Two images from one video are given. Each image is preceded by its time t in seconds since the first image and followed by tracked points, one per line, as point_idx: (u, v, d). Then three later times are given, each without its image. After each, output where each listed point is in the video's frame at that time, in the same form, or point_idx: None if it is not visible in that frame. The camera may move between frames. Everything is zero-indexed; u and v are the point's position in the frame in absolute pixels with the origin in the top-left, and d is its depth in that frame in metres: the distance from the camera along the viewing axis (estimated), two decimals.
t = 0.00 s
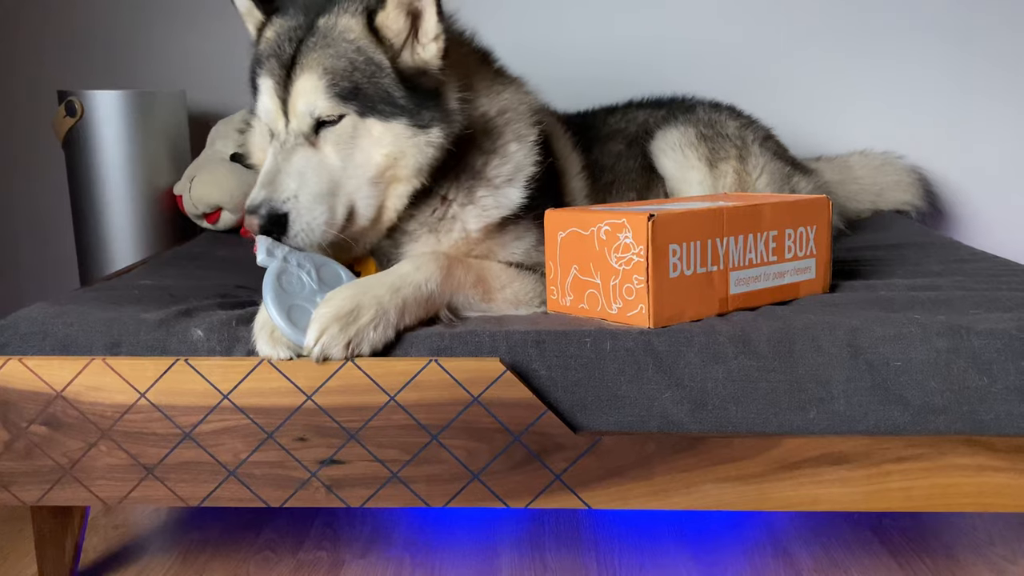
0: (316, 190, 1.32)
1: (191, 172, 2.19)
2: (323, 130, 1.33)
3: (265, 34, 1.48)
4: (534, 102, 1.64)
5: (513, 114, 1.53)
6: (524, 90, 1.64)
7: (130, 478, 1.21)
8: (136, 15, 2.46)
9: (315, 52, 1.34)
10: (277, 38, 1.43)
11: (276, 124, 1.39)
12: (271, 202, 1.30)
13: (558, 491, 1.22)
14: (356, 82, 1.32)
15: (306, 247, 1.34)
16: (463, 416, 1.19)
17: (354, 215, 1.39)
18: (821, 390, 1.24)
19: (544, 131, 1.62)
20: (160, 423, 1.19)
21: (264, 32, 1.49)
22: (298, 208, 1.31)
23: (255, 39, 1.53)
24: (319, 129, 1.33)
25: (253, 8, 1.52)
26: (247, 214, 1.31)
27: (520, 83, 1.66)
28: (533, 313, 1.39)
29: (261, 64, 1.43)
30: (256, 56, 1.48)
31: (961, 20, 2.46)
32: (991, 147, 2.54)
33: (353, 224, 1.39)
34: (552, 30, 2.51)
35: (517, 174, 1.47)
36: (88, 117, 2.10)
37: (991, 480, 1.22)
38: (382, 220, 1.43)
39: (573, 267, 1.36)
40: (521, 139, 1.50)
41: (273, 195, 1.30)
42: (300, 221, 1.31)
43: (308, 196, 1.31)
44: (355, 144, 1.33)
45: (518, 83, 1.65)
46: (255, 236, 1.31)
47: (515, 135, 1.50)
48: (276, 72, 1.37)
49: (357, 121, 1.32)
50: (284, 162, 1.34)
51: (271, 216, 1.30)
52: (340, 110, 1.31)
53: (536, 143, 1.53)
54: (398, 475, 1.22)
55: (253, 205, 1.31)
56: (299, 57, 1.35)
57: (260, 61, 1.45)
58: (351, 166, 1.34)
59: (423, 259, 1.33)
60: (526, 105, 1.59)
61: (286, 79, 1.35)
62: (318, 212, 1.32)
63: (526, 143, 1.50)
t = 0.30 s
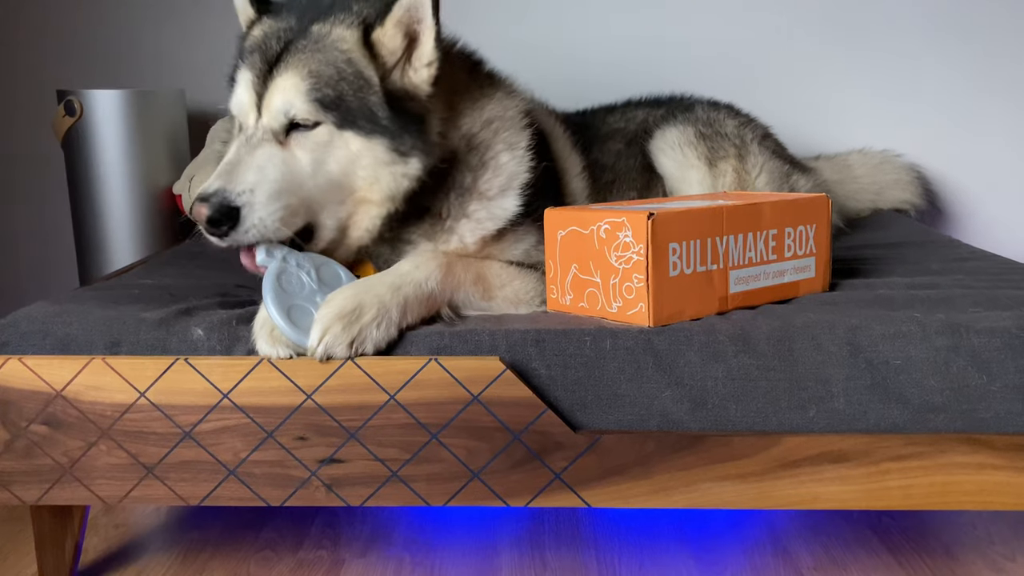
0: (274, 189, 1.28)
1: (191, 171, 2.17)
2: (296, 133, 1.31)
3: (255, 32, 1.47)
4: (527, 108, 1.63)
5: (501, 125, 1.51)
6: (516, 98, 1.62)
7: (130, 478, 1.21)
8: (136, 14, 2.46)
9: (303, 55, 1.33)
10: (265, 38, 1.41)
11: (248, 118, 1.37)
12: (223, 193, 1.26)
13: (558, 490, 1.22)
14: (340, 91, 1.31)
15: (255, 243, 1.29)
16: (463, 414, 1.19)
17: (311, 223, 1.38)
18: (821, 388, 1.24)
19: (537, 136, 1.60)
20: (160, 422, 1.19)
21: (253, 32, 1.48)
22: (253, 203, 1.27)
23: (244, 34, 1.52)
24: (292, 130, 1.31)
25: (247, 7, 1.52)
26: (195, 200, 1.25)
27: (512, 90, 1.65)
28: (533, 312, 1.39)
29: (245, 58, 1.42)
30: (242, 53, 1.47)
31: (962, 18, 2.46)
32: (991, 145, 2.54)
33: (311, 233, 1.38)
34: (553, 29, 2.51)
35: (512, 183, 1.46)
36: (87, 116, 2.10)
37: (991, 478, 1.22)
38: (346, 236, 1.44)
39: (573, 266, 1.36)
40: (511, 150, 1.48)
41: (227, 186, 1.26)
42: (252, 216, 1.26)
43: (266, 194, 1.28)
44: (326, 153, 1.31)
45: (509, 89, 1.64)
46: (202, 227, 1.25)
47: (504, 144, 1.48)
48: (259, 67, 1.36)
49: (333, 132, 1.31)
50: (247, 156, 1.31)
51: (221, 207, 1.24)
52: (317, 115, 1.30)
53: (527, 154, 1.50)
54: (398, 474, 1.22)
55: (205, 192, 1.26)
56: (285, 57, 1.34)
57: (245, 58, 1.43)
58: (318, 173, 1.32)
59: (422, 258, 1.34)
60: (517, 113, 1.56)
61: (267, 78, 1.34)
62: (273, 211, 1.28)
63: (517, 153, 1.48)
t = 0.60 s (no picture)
0: (266, 218, 1.28)
1: (191, 171, 2.16)
2: (289, 160, 1.30)
3: (247, 47, 1.45)
4: (527, 111, 1.61)
5: (497, 135, 1.47)
6: (513, 100, 1.59)
7: (131, 477, 1.21)
8: (136, 14, 2.46)
9: (299, 80, 1.31)
10: (258, 57, 1.39)
11: (239, 141, 1.35)
12: (214, 225, 1.25)
13: (559, 489, 1.22)
14: (335, 120, 1.29)
15: (243, 270, 1.29)
16: (463, 413, 1.19)
17: (302, 246, 1.38)
18: (821, 386, 1.24)
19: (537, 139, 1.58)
20: (161, 421, 1.18)
21: (246, 46, 1.45)
22: (244, 233, 1.26)
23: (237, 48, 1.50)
24: (284, 158, 1.30)
25: (241, 19, 1.50)
26: (185, 232, 1.24)
27: (509, 93, 1.63)
28: (533, 310, 1.39)
29: (237, 76, 1.40)
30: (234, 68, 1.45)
31: (963, 16, 2.45)
32: (991, 144, 2.54)
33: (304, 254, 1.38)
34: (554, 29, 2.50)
35: (512, 195, 1.44)
36: (88, 116, 2.10)
37: (991, 476, 1.22)
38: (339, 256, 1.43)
39: (573, 265, 1.36)
40: (510, 162, 1.45)
41: (218, 217, 1.25)
42: (243, 246, 1.26)
43: (257, 223, 1.27)
44: (319, 182, 1.30)
45: (507, 91, 1.62)
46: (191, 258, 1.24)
47: (502, 154, 1.45)
48: (252, 88, 1.34)
49: (327, 160, 1.30)
50: (238, 184, 1.29)
51: (210, 240, 1.23)
52: (311, 144, 1.28)
53: (528, 164, 1.48)
54: (399, 472, 1.21)
55: (195, 222, 1.25)
56: (280, 81, 1.32)
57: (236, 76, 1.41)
58: (311, 200, 1.31)
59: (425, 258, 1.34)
60: (516, 119, 1.53)
61: (260, 101, 1.32)
62: (264, 240, 1.28)
63: (517, 165, 1.46)
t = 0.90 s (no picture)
0: (264, 241, 1.26)
1: (191, 168, 2.15)
2: (292, 187, 1.28)
3: (255, 59, 1.42)
4: (524, 113, 1.61)
5: (492, 144, 1.47)
6: (509, 103, 1.59)
7: (131, 476, 1.20)
8: (135, 13, 2.46)
9: (310, 109, 1.29)
10: (267, 74, 1.36)
11: (241, 158, 1.31)
12: (211, 246, 1.21)
13: (559, 486, 1.22)
14: (344, 153, 1.28)
15: (229, 289, 1.26)
16: (463, 411, 1.19)
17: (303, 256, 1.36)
18: (821, 384, 1.24)
19: (535, 141, 1.58)
20: (161, 420, 1.18)
21: (253, 59, 1.42)
22: (242, 256, 1.23)
23: (240, 57, 1.47)
24: (287, 184, 1.28)
25: (247, 28, 1.47)
26: (181, 250, 1.20)
27: (504, 93, 1.62)
28: (533, 309, 1.39)
29: (242, 90, 1.36)
30: (238, 78, 1.41)
31: (962, 14, 2.45)
32: (991, 141, 2.54)
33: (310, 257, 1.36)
34: (554, 27, 2.50)
35: (512, 199, 1.44)
36: (88, 115, 2.10)
37: (991, 473, 1.22)
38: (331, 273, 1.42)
39: (573, 263, 1.36)
40: (509, 168, 1.46)
41: (216, 238, 1.22)
42: (239, 269, 1.24)
43: (255, 246, 1.25)
44: (320, 211, 1.30)
45: (501, 92, 1.61)
46: (185, 277, 1.21)
47: (505, 162, 1.46)
48: (261, 109, 1.30)
49: (330, 191, 1.28)
50: (238, 205, 1.26)
51: (207, 262, 1.20)
52: (316, 174, 1.27)
53: (526, 168, 1.48)
54: (399, 470, 1.21)
55: (191, 241, 1.21)
56: (290, 106, 1.29)
57: (242, 88, 1.37)
58: (307, 225, 1.30)
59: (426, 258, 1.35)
60: (512, 123, 1.53)
61: (268, 125, 1.28)
62: (259, 262, 1.26)
63: (515, 171, 1.46)
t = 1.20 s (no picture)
0: (294, 235, 1.26)
1: (191, 168, 2.14)
2: (313, 178, 1.28)
3: (256, 54, 1.40)
4: (526, 113, 1.61)
5: (495, 134, 1.47)
6: (513, 101, 1.59)
7: (131, 475, 1.20)
8: (135, 12, 2.45)
9: (316, 98, 1.28)
10: (270, 66, 1.35)
11: (258, 158, 1.30)
12: (245, 247, 1.21)
13: (560, 485, 1.22)
14: (356, 135, 1.27)
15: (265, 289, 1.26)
16: (464, 410, 1.19)
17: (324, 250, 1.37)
18: (822, 382, 1.24)
19: (535, 139, 1.58)
20: (161, 420, 1.17)
21: (254, 54, 1.41)
22: (276, 252, 1.24)
23: (242, 55, 1.45)
24: (308, 175, 1.27)
25: (246, 19, 1.44)
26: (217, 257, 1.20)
27: (509, 92, 1.63)
28: (533, 308, 1.39)
29: (248, 90, 1.34)
30: (241, 76, 1.39)
31: (963, 12, 2.45)
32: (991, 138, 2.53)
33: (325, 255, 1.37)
34: (553, 26, 2.50)
35: (512, 191, 1.44)
36: (87, 114, 2.10)
37: (991, 471, 1.22)
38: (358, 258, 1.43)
39: (573, 262, 1.35)
40: (509, 160, 1.45)
41: (248, 239, 1.22)
42: (275, 266, 1.24)
43: (287, 241, 1.25)
44: (343, 195, 1.30)
45: (507, 91, 1.63)
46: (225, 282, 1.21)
47: (503, 155, 1.45)
48: (269, 106, 1.28)
49: (349, 175, 1.28)
50: (263, 204, 1.26)
51: (244, 263, 1.20)
52: (333, 159, 1.26)
53: (526, 162, 1.48)
54: (400, 470, 1.21)
55: (225, 245, 1.21)
56: (296, 99, 1.28)
57: (247, 85, 1.35)
58: (332, 213, 1.31)
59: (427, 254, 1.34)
60: (516, 120, 1.54)
61: (280, 118, 1.27)
62: (293, 257, 1.26)
63: (515, 163, 1.45)
